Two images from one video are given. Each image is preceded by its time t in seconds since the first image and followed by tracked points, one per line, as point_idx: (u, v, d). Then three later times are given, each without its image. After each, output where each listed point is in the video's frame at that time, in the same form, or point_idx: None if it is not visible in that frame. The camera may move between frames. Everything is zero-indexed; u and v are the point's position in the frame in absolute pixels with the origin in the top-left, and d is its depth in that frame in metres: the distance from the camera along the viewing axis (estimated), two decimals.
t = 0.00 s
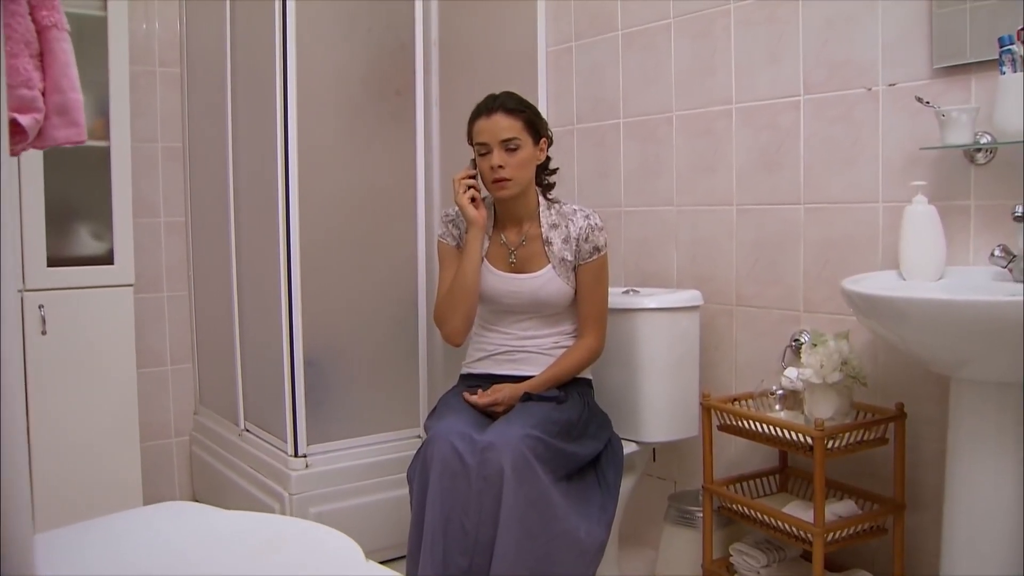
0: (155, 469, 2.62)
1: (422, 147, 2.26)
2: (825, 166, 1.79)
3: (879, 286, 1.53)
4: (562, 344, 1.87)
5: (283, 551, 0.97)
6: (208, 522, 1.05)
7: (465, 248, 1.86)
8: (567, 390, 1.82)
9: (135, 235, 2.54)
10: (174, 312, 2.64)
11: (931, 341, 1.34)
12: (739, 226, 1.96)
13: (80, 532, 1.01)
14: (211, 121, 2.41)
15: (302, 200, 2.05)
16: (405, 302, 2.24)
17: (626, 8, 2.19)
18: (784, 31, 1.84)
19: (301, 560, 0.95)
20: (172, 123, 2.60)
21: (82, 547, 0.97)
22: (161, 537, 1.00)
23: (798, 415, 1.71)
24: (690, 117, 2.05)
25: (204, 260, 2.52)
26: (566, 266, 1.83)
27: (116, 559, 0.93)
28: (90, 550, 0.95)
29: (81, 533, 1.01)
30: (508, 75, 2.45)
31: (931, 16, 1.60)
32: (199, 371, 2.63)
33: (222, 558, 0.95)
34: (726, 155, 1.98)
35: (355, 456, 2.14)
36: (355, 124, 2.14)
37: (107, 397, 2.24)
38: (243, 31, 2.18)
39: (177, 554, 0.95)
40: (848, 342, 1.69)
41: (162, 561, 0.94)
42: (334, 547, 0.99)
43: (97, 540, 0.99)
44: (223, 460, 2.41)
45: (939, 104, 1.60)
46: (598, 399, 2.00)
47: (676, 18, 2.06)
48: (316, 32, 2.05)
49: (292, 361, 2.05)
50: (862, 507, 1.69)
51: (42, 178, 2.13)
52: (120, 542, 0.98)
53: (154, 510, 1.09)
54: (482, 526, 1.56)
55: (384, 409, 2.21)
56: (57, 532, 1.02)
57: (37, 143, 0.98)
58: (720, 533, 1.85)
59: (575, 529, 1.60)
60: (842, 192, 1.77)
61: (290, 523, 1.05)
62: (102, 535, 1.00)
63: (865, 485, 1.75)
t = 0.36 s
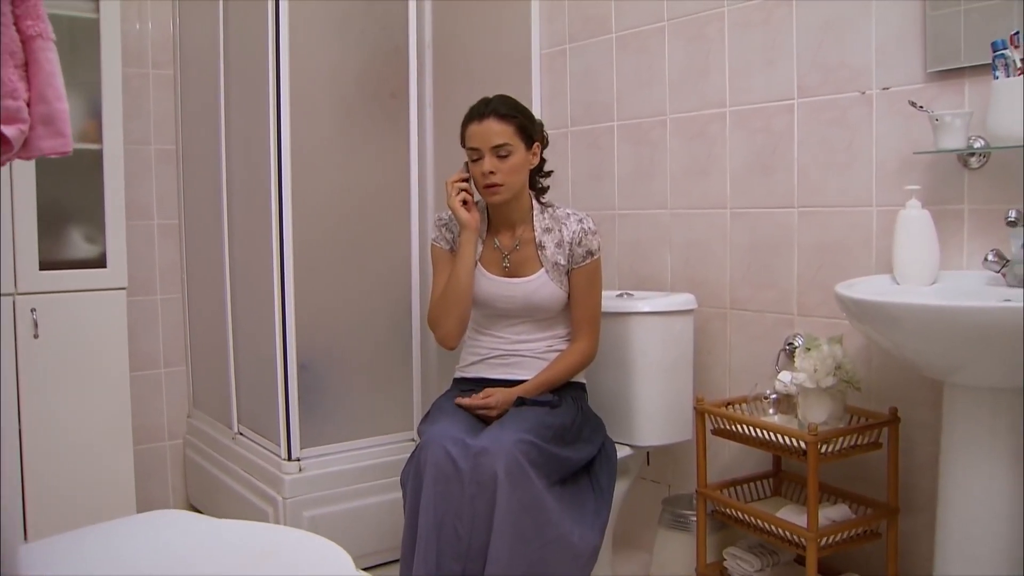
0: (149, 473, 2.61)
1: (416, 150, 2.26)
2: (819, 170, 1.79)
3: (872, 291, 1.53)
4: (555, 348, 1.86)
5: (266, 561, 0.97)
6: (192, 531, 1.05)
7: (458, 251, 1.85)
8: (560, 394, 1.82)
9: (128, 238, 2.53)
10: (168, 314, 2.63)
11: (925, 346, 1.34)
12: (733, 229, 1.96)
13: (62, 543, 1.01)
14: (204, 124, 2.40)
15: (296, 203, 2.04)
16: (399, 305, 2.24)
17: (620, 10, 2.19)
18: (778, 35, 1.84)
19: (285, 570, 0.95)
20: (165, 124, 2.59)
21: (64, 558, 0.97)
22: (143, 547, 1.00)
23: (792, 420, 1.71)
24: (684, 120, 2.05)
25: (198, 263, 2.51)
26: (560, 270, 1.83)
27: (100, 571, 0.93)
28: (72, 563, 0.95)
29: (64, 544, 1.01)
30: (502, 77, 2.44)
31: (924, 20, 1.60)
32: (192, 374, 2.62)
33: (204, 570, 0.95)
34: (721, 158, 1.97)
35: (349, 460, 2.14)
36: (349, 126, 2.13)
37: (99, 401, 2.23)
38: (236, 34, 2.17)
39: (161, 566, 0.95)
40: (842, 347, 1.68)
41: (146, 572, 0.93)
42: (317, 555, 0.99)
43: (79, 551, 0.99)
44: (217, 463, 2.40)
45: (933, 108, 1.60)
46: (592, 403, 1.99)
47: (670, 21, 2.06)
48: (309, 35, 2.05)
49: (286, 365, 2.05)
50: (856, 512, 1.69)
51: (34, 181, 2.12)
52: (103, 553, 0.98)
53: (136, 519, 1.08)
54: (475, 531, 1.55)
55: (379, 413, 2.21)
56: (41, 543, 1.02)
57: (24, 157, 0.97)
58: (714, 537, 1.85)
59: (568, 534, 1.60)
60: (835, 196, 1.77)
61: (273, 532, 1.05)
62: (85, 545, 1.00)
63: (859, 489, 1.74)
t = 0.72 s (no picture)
0: (148, 475, 2.61)
1: (416, 152, 2.25)
2: (820, 173, 1.79)
3: (872, 295, 1.52)
4: (555, 351, 1.86)
5: (263, 569, 0.97)
6: (186, 541, 1.04)
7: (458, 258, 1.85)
8: (559, 397, 1.82)
9: (128, 240, 2.53)
10: (167, 316, 2.63)
11: (926, 351, 1.34)
12: (733, 232, 1.96)
13: (54, 554, 1.00)
14: (203, 125, 2.40)
15: (295, 207, 2.04)
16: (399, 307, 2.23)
17: (620, 11, 2.18)
18: (778, 38, 1.84)
19: None
20: (165, 126, 2.59)
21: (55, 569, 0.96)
22: (137, 557, 0.99)
23: (792, 423, 1.70)
24: (684, 123, 2.05)
25: (198, 265, 2.51)
26: (559, 272, 1.82)
27: None
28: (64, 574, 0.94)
29: (57, 555, 1.00)
30: (502, 78, 2.44)
31: (925, 23, 1.60)
32: (192, 376, 2.62)
33: None
34: (721, 161, 1.97)
35: (349, 462, 2.14)
36: (348, 128, 2.12)
37: (99, 403, 2.23)
38: (236, 36, 2.17)
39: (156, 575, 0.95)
40: (842, 350, 1.68)
41: None
42: (313, 561, 0.99)
43: (72, 562, 0.98)
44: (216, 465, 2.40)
45: (933, 112, 1.60)
46: (592, 405, 1.99)
47: (671, 23, 2.06)
48: (309, 38, 2.04)
49: (285, 368, 2.05)
50: (857, 516, 1.69)
51: (33, 183, 2.12)
52: (96, 564, 0.97)
53: (130, 529, 1.08)
54: (475, 534, 1.55)
55: (379, 416, 2.21)
56: (32, 554, 1.01)
57: (20, 167, 0.97)
58: (713, 540, 1.85)
59: (568, 537, 1.60)
60: (836, 199, 1.76)
61: (269, 540, 1.05)
62: (77, 555, 0.99)
63: (859, 493, 1.74)
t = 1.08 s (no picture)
0: (149, 474, 2.61)
1: (416, 152, 2.25)
2: (821, 174, 1.78)
3: (873, 297, 1.52)
4: (555, 351, 1.86)
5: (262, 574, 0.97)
6: (188, 544, 1.04)
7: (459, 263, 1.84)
8: (559, 397, 1.82)
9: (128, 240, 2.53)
10: (167, 316, 2.63)
11: (927, 353, 1.34)
12: (734, 233, 1.96)
13: (55, 556, 1.00)
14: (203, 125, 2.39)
15: (296, 207, 2.04)
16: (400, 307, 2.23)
17: (620, 11, 2.18)
18: (779, 38, 1.84)
19: None
20: (164, 125, 2.58)
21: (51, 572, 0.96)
22: (136, 561, 0.99)
23: (793, 424, 1.70)
24: (685, 123, 2.04)
25: (198, 264, 2.50)
26: (558, 273, 1.82)
27: None
28: None
29: (56, 557, 1.00)
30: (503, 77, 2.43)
31: (927, 24, 1.59)
32: (192, 376, 2.62)
33: None
34: (721, 161, 1.97)
35: (349, 463, 2.14)
36: (349, 128, 2.12)
37: (99, 403, 2.23)
38: (236, 36, 2.16)
39: None
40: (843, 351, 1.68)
41: None
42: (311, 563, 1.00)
43: (70, 564, 0.98)
44: (217, 465, 2.40)
45: (935, 113, 1.59)
46: (592, 406, 1.99)
47: (671, 22, 2.05)
48: (309, 38, 2.04)
49: (286, 368, 2.05)
50: (857, 517, 1.69)
51: (32, 184, 2.12)
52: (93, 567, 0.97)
53: (131, 532, 1.08)
54: (475, 535, 1.55)
55: (379, 416, 2.21)
56: (31, 558, 1.01)
57: (19, 174, 0.96)
58: (714, 541, 1.84)
59: (568, 537, 1.59)
60: (837, 200, 1.76)
61: (268, 543, 1.05)
62: (77, 558, 0.99)
63: (860, 494, 1.74)
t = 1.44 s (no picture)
0: (148, 474, 2.61)
1: (416, 152, 2.25)
2: (821, 175, 1.78)
3: (873, 299, 1.52)
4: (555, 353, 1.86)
5: None
6: (189, 548, 1.04)
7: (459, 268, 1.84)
8: (560, 397, 1.81)
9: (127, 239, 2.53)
10: (167, 315, 2.62)
11: (928, 354, 1.33)
12: (734, 233, 1.95)
13: (54, 559, 1.00)
14: (203, 125, 2.39)
15: (295, 207, 2.04)
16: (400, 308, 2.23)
17: (621, 11, 2.18)
18: (779, 39, 1.83)
19: None
20: (164, 125, 2.58)
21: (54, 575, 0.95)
22: (140, 563, 0.99)
23: (793, 425, 1.70)
24: (685, 123, 2.04)
25: (198, 264, 2.50)
26: (558, 276, 1.82)
27: None
28: None
29: (59, 559, 1.00)
30: (503, 77, 2.43)
31: (928, 24, 1.59)
32: (192, 376, 2.62)
33: None
34: (722, 161, 1.97)
35: (349, 463, 2.14)
36: (349, 128, 2.12)
37: (99, 403, 2.23)
38: (236, 35, 2.16)
39: None
40: (844, 352, 1.67)
41: None
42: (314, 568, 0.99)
43: (74, 566, 0.98)
44: (217, 465, 2.40)
45: (936, 114, 1.59)
46: (592, 406, 1.99)
47: (672, 22, 2.05)
48: (309, 38, 2.04)
49: (286, 369, 2.05)
50: (858, 518, 1.68)
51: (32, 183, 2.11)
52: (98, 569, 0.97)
53: (131, 534, 1.07)
54: (476, 536, 1.55)
55: (379, 416, 2.20)
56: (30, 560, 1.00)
57: (18, 178, 0.96)
58: (714, 541, 1.84)
59: (569, 539, 1.59)
60: (837, 201, 1.76)
61: (272, 547, 1.05)
62: (80, 560, 0.99)
63: (860, 494, 1.74)
